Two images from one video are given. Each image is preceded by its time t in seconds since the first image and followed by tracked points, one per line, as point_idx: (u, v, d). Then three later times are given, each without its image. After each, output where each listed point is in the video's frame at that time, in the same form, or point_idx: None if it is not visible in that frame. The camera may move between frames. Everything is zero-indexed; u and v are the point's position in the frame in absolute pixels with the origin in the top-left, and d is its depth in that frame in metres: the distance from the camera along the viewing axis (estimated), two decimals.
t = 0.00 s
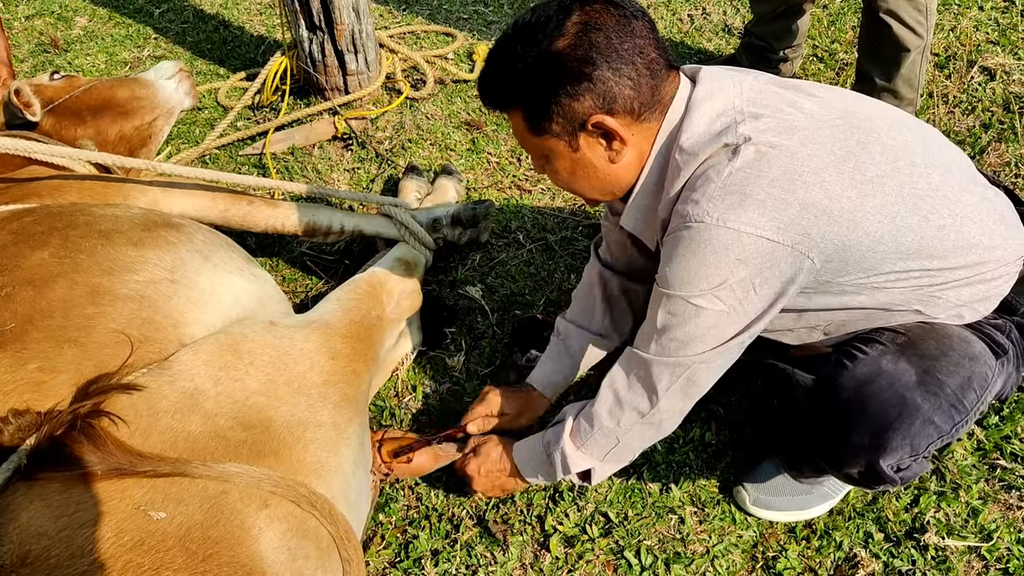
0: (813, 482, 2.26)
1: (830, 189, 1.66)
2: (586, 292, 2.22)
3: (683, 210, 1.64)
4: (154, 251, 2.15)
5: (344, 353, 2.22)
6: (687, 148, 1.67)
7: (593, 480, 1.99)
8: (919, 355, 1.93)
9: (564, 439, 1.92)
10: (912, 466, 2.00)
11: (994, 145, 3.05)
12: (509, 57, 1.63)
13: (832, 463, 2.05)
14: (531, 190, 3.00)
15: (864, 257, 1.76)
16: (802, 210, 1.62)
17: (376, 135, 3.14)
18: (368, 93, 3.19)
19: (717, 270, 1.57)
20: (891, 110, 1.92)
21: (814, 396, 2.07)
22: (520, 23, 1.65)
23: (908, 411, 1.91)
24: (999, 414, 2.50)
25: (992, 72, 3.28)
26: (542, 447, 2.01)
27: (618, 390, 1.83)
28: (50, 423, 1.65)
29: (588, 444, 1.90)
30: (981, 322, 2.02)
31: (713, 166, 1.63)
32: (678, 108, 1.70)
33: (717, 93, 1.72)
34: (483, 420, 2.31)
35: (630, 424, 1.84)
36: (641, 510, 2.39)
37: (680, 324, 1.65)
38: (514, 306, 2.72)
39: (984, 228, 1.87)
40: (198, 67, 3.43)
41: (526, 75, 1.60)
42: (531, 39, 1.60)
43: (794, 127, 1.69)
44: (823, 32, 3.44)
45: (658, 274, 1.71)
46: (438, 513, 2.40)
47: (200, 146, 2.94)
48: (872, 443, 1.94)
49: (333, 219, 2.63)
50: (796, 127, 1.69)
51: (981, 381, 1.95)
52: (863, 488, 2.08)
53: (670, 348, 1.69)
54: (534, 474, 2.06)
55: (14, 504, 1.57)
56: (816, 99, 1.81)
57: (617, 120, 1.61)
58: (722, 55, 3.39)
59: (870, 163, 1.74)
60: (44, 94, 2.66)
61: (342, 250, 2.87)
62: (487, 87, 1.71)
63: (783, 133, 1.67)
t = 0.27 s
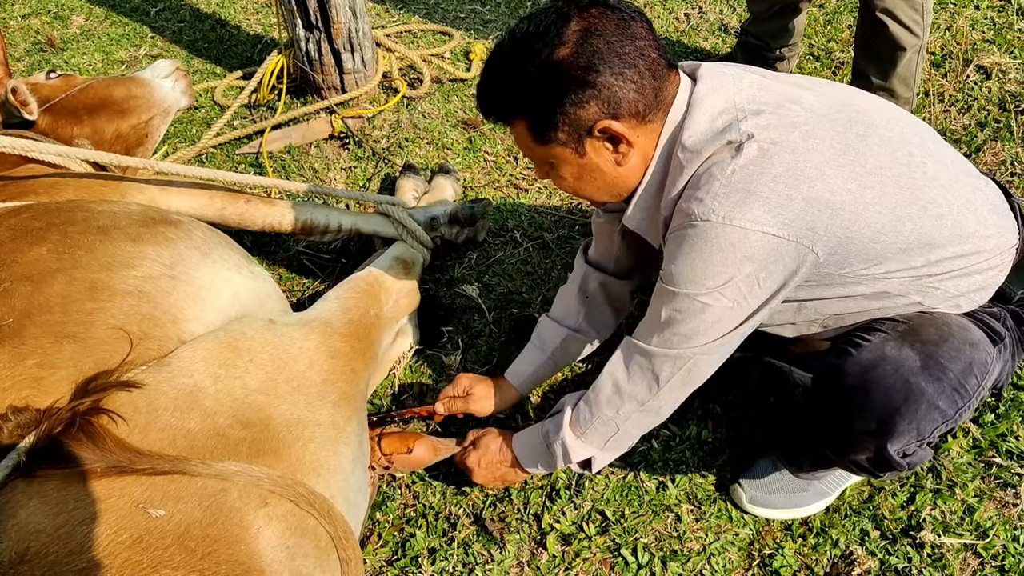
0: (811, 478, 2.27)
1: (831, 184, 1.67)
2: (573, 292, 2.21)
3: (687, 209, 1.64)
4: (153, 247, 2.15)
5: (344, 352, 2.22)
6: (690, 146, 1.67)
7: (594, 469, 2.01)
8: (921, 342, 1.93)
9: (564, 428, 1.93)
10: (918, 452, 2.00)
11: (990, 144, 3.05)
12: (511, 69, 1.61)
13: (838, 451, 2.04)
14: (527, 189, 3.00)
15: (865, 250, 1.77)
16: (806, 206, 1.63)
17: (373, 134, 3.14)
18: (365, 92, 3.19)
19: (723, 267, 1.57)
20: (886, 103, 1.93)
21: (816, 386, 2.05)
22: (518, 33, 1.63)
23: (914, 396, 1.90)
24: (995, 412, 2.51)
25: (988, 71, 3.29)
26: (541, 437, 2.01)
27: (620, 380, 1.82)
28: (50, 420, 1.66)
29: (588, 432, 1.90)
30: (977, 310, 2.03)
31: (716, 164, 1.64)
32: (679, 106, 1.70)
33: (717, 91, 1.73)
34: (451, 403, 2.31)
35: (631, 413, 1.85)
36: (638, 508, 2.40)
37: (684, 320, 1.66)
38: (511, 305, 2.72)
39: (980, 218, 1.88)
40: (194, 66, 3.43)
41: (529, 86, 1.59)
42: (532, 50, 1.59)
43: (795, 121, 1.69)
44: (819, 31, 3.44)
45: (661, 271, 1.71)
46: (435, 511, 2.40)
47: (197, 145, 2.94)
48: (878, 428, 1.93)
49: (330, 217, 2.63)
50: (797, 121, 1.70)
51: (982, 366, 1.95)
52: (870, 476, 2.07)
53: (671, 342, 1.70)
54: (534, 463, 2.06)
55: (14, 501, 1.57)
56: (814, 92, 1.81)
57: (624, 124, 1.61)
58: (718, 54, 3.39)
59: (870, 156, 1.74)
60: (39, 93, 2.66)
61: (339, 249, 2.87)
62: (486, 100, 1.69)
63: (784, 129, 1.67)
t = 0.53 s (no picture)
0: (807, 475, 2.28)
1: (829, 187, 1.67)
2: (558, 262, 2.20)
3: (688, 213, 1.64)
4: (151, 246, 2.15)
5: (343, 351, 2.22)
6: (691, 149, 1.65)
7: (584, 460, 2.00)
8: (913, 334, 1.94)
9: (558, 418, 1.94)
10: (909, 442, 2.01)
11: (986, 144, 3.06)
12: (519, 83, 1.54)
13: (830, 441, 2.05)
14: (525, 189, 3.01)
15: (861, 251, 1.78)
16: (805, 212, 1.64)
17: (370, 134, 3.14)
18: (363, 92, 3.19)
19: (725, 273, 1.58)
20: (881, 100, 1.92)
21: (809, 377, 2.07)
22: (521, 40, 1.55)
23: (905, 386, 1.92)
24: (991, 411, 2.51)
25: (984, 71, 3.30)
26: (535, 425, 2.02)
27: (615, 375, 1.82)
28: (49, 420, 1.66)
29: (580, 424, 1.90)
30: (970, 304, 2.03)
31: (718, 168, 1.63)
32: (682, 106, 1.67)
33: (719, 90, 1.70)
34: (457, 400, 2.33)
35: (625, 408, 1.85)
36: (636, 507, 2.40)
37: (682, 322, 1.67)
38: (508, 304, 2.73)
39: (973, 215, 1.88)
40: (192, 65, 3.43)
41: (539, 98, 1.52)
42: (538, 59, 1.51)
43: (794, 124, 1.69)
44: (816, 30, 3.45)
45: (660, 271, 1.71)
46: (433, 510, 2.40)
47: (195, 144, 2.94)
48: (870, 416, 1.95)
49: (328, 216, 2.63)
50: (796, 123, 1.69)
51: (973, 359, 1.96)
52: (863, 467, 2.08)
53: (670, 343, 1.71)
54: (524, 448, 2.06)
55: (13, 500, 1.56)
56: (811, 90, 1.80)
57: (636, 127, 1.57)
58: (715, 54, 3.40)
59: (868, 158, 1.74)
60: (37, 92, 2.66)
61: (336, 248, 2.87)
62: (490, 112, 1.61)
63: (784, 131, 1.66)
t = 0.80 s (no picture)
0: (806, 471, 2.29)
1: (845, 198, 1.66)
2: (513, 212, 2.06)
3: (710, 232, 1.62)
4: (151, 246, 2.15)
5: (343, 351, 2.22)
6: (714, 170, 1.61)
7: (574, 445, 2.00)
8: (895, 312, 1.92)
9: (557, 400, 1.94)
10: (898, 419, 1.99)
11: (985, 145, 3.07)
12: (551, 131, 1.43)
13: (818, 421, 2.07)
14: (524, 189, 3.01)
15: (869, 258, 1.78)
16: (825, 229, 1.63)
17: (370, 134, 3.14)
18: (362, 92, 3.19)
19: (749, 293, 1.59)
20: (879, 97, 1.89)
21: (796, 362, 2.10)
22: (545, 84, 1.43)
23: (885, 360, 1.92)
24: (990, 411, 2.52)
25: (984, 72, 3.30)
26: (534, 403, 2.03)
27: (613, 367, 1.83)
28: (49, 420, 1.65)
29: (575, 410, 1.91)
30: (959, 287, 2.00)
31: (740, 189, 1.60)
32: (703, 124, 1.62)
33: (739, 104, 1.65)
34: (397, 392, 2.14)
35: (623, 400, 1.85)
36: (635, 507, 2.40)
37: (701, 334, 1.67)
38: (508, 305, 2.73)
39: (966, 215, 1.86)
40: (191, 65, 3.43)
41: (575, 148, 1.42)
42: (571, 107, 1.41)
43: (810, 134, 1.66)
44: (816, 32, 3.45)
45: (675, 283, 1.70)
46: (432, 510, 2.40)
47: (194, 144, 2.94)
48: (853, 392, 1.95)
49: (327, 217, 2.62)
50: (812, 133, 1.66)
51: (959, 338, 1.95)
52: (857, 451, 2.07)
53: (678, 350, 1.72)
54: (518, 424, 2.06)
55: (13, 501, 1.56)
56: (815, 93, 1.76)
57: (670, 158, 1.49)
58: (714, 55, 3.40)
59: (878, 165, 1.73)
60: (36, 92, 2.67)
61: (336, 248, 2.87)
62: (518, 159, 1.51)
63: (801, 144, 1.63)
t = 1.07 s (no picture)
0: (805, 471, 2.29)
1: (869, 213, 1.66)
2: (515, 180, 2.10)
3: (738, 252, 1.60)
4: (150, 246, 2.15)
5: (342, 352, 2.22)
6: (747, 192, 1.56)
7: (580, 447, 2.00)
8: (901, 310, 1.92)
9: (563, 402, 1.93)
10: (905, 416, 1.99)
11: (983, 147, 3.07)
12: (598, 171, 1.40)
13: (825, 421, 2.03)
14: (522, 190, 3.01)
15: (880, 268, 1.78)
16: (850, 247, 1.63)
17: (368, 134, 3.14)
18: (360, 92, 3.19)
19: (774, 313, 1.61)
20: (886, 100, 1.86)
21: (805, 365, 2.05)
22: (591, 121, 1.39)
23: (895, 357, 1.90)
24: (988, 412, 2.52)
25: (981, 74, 3.31)
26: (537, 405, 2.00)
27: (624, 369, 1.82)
28: (47, 420, 1.64)
29: (583, 413, 1.91)
30: (957, 284, 2.01)
31: (772, 210, 1.56)
32: (736, 146, 1.55)
33: (769, 121, 1.59)
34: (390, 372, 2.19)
35: (632, 404, 1.85)
36: (633, 507, 2.40)
37: (722, 349, 1.68)
38: (506, 305, 2.73)
39: (966, 214, 1.87)
40: (189, 65, 3.43)
41: (623, 189, 1.40)
42: (620, 146, 1.38)
43: (835, 148, 1.63)
44: (813, 33, 3.46)
45: (694, 297, 1.69)
46: (430, 510, 2.40)
47: (192, 145, 2.94)
48: (864, 390, 1.92)
49: (326, 217, 2.62)
50: (836, 147, 1.63)
51: (961, 334, 1.95)
52: (862, 450, 2.07)
53: (695, 362, 1.73)
54: (521, 428, 2.03)
55: (10, 501, 1.56)
56: (833, 103, 1.72)
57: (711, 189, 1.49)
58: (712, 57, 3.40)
59: (895, 176, 1.72)
60: (34, 92, 2.70)
61: (334, 248, 2.87)
62: (557, 194, 1.47)
63: (829, 161, 1.61)
